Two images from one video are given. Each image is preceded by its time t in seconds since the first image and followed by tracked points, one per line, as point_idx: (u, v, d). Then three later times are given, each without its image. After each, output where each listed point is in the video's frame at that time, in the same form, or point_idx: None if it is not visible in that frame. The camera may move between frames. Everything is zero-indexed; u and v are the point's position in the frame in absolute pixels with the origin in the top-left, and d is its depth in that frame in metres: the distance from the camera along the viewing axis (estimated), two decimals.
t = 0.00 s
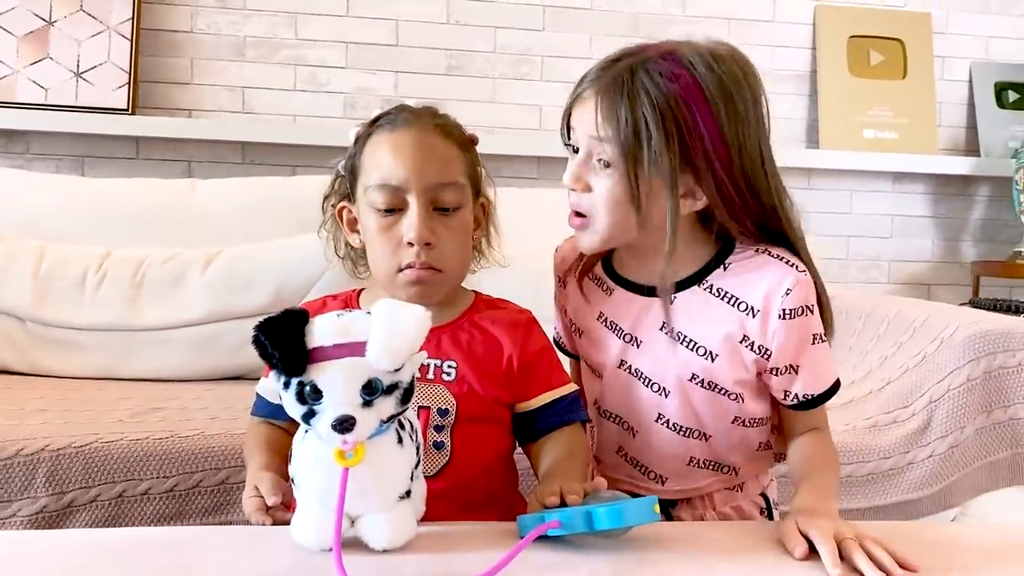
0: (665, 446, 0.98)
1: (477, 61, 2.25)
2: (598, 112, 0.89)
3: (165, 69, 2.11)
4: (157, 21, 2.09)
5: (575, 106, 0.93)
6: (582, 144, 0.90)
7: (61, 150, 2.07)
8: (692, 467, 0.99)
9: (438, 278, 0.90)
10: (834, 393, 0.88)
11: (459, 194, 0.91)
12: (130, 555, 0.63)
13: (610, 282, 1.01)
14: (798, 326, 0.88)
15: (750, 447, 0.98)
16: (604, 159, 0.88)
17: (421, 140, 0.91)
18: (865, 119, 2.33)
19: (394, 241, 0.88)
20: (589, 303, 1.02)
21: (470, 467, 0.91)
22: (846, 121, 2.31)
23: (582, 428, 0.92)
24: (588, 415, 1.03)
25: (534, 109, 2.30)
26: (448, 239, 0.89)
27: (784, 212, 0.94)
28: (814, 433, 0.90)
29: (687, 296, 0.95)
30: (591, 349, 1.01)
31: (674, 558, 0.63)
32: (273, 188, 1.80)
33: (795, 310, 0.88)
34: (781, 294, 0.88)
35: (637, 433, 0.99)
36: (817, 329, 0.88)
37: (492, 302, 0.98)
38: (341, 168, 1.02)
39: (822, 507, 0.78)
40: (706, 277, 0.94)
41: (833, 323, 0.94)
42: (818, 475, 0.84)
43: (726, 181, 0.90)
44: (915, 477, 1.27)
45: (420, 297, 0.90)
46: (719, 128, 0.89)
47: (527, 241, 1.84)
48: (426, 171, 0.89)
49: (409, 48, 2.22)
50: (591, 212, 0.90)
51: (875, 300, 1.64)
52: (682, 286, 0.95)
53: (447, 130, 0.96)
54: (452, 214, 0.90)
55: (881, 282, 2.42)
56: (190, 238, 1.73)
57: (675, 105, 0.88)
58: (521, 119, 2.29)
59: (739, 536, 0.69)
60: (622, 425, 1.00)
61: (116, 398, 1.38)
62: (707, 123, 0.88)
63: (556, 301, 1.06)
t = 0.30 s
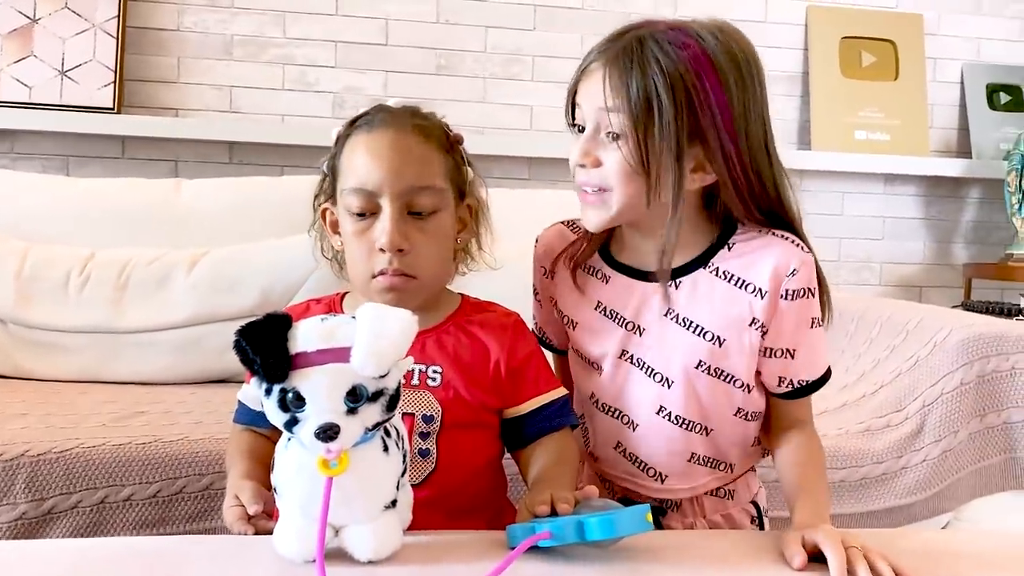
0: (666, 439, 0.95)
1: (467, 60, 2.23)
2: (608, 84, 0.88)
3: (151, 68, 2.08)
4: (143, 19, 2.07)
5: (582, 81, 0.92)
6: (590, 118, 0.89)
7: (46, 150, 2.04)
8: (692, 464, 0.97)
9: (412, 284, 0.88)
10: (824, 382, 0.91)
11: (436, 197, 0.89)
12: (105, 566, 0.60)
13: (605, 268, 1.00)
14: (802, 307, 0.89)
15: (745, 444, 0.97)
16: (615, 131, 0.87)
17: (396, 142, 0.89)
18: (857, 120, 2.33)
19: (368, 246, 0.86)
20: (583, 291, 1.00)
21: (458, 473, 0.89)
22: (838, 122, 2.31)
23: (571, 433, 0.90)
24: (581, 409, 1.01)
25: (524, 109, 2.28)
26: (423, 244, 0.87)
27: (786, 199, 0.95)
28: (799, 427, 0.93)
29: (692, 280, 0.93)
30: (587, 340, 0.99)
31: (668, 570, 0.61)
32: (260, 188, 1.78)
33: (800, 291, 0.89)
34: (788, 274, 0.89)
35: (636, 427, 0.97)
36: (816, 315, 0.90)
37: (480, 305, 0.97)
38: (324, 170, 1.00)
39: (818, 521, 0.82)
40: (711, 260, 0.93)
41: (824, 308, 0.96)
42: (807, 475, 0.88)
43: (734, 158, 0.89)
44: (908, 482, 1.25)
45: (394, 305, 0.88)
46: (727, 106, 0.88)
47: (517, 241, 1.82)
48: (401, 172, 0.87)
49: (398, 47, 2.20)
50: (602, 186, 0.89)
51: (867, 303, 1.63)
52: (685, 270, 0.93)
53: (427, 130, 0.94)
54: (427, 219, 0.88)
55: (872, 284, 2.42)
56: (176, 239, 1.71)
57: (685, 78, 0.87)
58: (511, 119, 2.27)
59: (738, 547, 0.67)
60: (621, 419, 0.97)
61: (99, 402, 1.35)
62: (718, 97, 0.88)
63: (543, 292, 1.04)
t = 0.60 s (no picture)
0: (668, 440, 0.93)
1: (459, 60, 2.21)
2: (596, 76, 0.90)
3: (140, 67, 2.06)
4: (132, 17, 2.04)
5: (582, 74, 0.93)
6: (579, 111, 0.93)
7: (32, 150, 2.01)
8: (695, 467, 0.95)
9: (407, 271, 0.85)
10: (832, 392, 0.89)
11: (430, 183, 0.88)
12: None
13: (616, 262, 0.98)
14: (816, 313, 0.87)
15: (748, 449, 0.95)
16: (591, 117, 0.91)
17: (391, 128, 0.89)
18: (852, 121, 2.32)
19: (361, 229, 0.84)
20: (591, 286, 0.98)
21: (450, 485, 0.87)
22: (833, 124, 2.30)
23: (566, 441, 0.88)
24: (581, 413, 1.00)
25: (517, 109, 2.26)
26: (417, 226, 0.85)
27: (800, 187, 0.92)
28: (804, 436, 0.91)
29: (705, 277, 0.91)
30: (591, 336, 0.97)
31: None
32: (250, 189, 1.76)
33: (816, 297, 0.87)
34: (804, 280, 0.87)
35: (638, 428, 0.95)
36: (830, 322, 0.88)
37: (473, 311, 0.95)
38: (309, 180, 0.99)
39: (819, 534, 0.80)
40: (724, 259, 0.90)
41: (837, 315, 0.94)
42: (809, 487, 0.87)
43: (736, 143, 0.87)
44: (907, 488, 1.23)
45: (390, 293, 0.85)
46: (732, 84, 0.86)
47: (510, 243, 1.80)
48: (395, 154, 0.86)
49: (390, 46, 2.18)
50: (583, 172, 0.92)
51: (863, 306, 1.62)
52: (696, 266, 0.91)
53: (419, 123, 0.93)
54: (422, 202, 0.86)
55: (867, 286, 2.41)
56: (164, 241, 1.69)
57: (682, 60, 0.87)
58: (504, 120, 2.25)
59: (740, 558, 0.66)
60: (621, 418, 0.95)
61: (85, 407, 1.33)
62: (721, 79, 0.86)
63: (548, 286, 1.03)
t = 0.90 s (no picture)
0: (678, 443, 0.92)
1: (456, 59, 2.20)
2: (618, 76, 0.86)
3: (134, 66, 2.04)
4: (126, 16, 2.02)
5: (595, 73, 0.90)
6: (604, 114, 0.87)
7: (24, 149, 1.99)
8: (704, 471, 0.93)
9: (413, 271, 0.83)
10: (843, 397, 0.89)
11: (437, 182, 0.86)
12: None
13: (625, 263, 0.97)
14: (830, 314, 0.86)
15: (757, 453, 0.94)
16: (625, 124, 0.85)
17: (397, 127, 0.87)
18: (852, 121, 2.31)
19: (368, 227, 0.82)
20: (598, 288, 0.98)
21: (450, 491, 0.86)
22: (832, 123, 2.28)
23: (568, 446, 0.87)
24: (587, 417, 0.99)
25: (515, 109, 2.25)
26: (425, 225, 0.83)
27: (805, 188, 0.91)
28: (818, 440, 0.90)
29: (718, 276, 0.90)
30: (599, 338, 0.97)
31: None
32: (246, 189, 1.74)
33: (829, 297, 0.86)
34: (818, 280, 0.86)
35: (648, 429, 0.93)
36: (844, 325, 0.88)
37: (473, 314, 0.93)
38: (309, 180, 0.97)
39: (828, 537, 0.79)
40: (737, 259, 0.90)
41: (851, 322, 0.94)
42: (820, 488, 0.86)
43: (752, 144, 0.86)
44: (909, 492, 1.22)
45: (395, 293, 0.84)
46: (747, 87, 0.85)
47: (508, 243, 1.79)
48: (403, 153, 0.84)
49: (387, 45, 2.16)
50: (618, 182, 0.87)
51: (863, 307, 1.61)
52: (712, 266, 0.91)
53: (424, 123, 0.92)
54: (429, 202, 0.85)
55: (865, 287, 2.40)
56: (158, 242, 1.67)
57: (702, 60, 0.84)
58: (502, 119, 2.24)
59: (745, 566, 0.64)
60: (630, 421, 0.94)
61: (78, 410, 1.31)
62: (739, 79, 0.85)
63: (555, 291, 1.02)
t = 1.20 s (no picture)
0: (693, 445, 0.89)
1: (454, 57, 2.18)
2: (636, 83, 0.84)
3: (127, 64, 2.01)
4: (120, 13, 2.00)
5: (602, 81, 0.87)
6: (619, 130, 0.83)
7: (17, 147, 1.97)
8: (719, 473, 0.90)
9: (414, 275, 0.81)
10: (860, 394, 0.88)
11: (438, 182, 0.84)
12: None
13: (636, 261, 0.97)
14: (848, 308, 0.86)
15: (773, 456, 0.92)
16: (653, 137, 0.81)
17: (398, 126, 0.85)
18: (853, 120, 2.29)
19: (369, 228, 0.80)
20: (608, 286, 0.97)
21: (450, 499, 0.84)
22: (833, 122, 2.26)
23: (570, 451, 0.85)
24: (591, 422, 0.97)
25: (513, 107, 2.23)
26: (427, 226, 0.81)
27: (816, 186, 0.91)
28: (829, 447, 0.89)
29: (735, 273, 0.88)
30: (607, 338, 0.95)
31: None
32: (242, 188, 1.72)
33: (848, 290, 0.86)
34: (836, 273, 0.86)
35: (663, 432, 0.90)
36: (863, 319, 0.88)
37: (474, 318, 0.91)
38: (308, 180, 0.95)
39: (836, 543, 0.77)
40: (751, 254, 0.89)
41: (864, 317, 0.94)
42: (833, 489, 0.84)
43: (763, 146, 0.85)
44: (914, 496, 1.21)
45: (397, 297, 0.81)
46: (753, 92, 0.84)
47: (508, 243, 1.77)
48: (406, 152, 0.82)
49: (384, 43, 2.14)
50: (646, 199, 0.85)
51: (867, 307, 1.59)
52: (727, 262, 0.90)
53: (424, 122, 0.89)
54: (431, 202, 0.83)
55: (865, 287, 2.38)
56: (153, 242, 1.65)
57: (713, 64, 0.83)
58: (500, 117, 2.22)
59: None
60: (644, 423, 0.91)
61: (70, 414, 1.29)
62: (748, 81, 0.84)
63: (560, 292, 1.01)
